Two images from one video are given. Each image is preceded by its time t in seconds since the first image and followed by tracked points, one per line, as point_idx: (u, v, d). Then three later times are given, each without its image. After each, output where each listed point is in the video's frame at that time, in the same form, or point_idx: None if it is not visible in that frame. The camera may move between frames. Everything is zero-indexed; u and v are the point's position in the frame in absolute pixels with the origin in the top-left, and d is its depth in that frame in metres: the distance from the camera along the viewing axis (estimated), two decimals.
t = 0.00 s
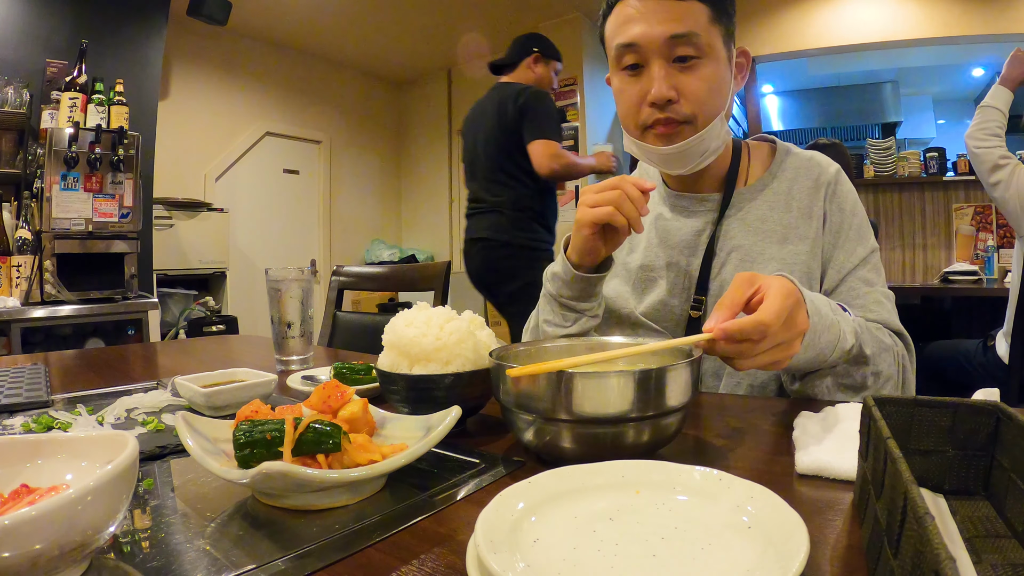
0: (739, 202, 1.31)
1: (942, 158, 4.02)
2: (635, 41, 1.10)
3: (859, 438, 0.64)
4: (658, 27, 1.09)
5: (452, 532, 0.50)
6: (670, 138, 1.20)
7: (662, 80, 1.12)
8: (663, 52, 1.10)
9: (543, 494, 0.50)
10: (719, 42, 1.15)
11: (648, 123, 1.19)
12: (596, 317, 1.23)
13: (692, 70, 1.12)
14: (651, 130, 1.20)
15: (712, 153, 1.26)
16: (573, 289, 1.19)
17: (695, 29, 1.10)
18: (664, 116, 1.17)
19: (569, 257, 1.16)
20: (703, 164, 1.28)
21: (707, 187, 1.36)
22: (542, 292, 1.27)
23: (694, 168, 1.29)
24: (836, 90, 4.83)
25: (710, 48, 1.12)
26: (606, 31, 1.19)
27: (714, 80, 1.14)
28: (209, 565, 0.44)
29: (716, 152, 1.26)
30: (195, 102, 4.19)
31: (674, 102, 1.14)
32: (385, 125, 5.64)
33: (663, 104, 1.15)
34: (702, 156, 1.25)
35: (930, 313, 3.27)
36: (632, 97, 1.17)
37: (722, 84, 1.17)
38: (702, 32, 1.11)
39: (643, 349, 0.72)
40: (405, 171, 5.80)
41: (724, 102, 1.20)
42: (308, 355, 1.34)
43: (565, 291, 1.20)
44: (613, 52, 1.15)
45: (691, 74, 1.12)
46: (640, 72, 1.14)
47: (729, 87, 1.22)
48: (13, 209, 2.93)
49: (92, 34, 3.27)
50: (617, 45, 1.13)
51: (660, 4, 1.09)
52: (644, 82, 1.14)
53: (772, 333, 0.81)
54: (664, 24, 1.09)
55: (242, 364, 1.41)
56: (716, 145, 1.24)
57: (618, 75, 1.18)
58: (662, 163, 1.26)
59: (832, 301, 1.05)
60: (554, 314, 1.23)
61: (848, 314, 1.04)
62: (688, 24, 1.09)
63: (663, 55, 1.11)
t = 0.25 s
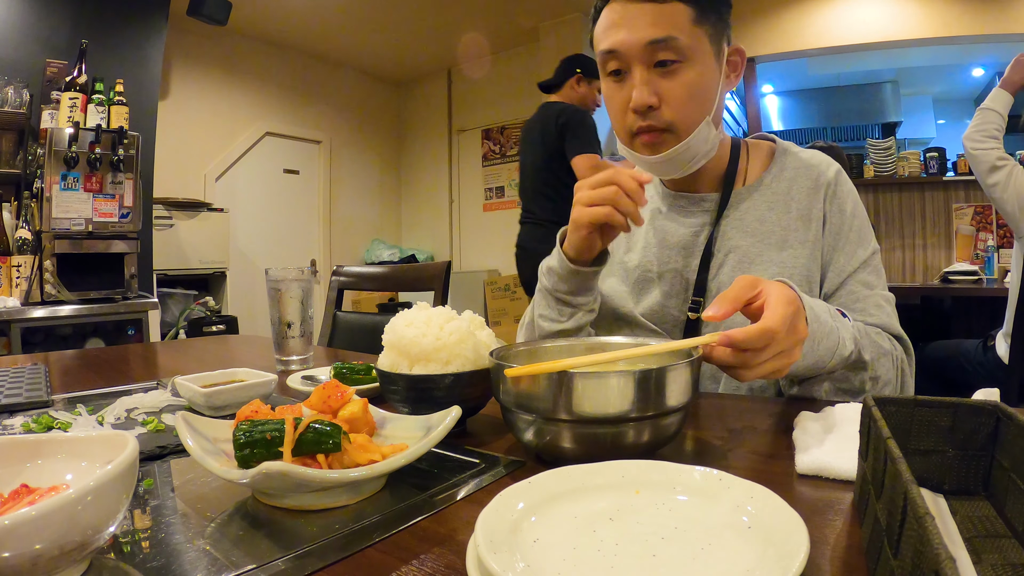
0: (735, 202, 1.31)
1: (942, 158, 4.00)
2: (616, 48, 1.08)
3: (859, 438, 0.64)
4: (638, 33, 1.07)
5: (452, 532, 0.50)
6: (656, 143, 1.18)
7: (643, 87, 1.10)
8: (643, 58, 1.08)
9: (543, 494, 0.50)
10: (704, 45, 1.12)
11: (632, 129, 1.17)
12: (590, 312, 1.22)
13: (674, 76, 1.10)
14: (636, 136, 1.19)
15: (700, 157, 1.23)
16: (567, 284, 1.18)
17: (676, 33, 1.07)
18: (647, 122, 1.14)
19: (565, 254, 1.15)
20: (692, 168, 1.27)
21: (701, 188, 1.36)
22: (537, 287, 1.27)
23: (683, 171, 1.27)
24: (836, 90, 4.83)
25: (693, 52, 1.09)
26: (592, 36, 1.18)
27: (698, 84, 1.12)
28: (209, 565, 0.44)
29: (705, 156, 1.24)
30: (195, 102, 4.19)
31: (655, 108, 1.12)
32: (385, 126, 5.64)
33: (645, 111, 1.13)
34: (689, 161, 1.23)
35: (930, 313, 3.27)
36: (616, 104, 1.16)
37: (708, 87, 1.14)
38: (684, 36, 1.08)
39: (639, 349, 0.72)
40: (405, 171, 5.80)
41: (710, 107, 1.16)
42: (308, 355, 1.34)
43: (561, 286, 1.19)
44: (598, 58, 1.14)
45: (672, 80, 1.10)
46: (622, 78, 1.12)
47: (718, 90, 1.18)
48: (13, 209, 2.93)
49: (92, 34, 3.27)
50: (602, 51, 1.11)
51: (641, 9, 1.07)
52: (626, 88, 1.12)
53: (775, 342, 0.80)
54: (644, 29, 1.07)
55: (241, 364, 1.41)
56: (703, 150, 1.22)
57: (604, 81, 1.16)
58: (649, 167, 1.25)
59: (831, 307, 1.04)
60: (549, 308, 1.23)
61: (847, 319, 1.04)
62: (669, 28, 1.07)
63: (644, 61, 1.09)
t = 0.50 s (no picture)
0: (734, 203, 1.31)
1: (942, 158, 4.00)
2: (593, 59, 1.08)
3: (859, 438, 0.64)
4: (613, 43, 1.06)
5: (452, 532, 0.50)
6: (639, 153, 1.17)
7: (620, 97, 1.09)
8: (619, 69, 1.07)
9: (543, 494, 0.50)
10: (684, 53, 1.10)
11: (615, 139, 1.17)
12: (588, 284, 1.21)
13: (652, 86, 1.08)
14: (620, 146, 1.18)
15: (688, 165, 1.22)
16: (568, 252, 1.17)
17: (652, 42, 1.06)
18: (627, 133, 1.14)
19: (565, 219, 1.15)
20: (680, 176, 1.25)
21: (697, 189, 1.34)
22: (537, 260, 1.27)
23: (673, 180, 1.26)
24: (836, 90, 4.84)
25: (671, 61, 1.08)
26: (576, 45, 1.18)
27: (678, 93, 1.10)
28: (209, 565, 0.44)
29: (693, 163, 1.22)
30: (195, 102, 4.19)
31: (634, 119, 1.11)
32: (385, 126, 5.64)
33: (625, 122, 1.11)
34: (675, 169, 1.21)
35: (930, 313, 3.27)
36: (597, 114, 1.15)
37: (689, 95, 1.12)
38: (661, 44, 1.07)
39: (639, 349, 0.72)
40: (405, 171, 5.80)
41: (693, 115, 1.15)
42: (308, 355, 1.34)
43: (560, 255, 1.18)
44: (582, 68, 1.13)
45: (650, 90, 1.09)
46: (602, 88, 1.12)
47: (703, 97, 1.16)
48: (13, 209, 2.93)
49: (92, 34, 3.27)
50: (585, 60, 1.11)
51: (617, 19, 1.07)
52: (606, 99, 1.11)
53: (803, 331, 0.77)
54: (620, 39, 1.06)
55: (241, 364, 1.41)
56: (689, 158, 1.20)
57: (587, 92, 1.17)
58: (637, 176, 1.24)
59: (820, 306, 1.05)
60: (548, 280, 1.22)
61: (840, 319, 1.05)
62: (645, 37, 1.06)
63: (621, 71, 1.08)
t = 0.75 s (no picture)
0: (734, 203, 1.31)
1: (942, 158, 4.01)
2: (592, 59, 1.08)
3: (858, 438, 0.64)
4: (613, 43, 1.06)
5: (452, 532, 0.50)
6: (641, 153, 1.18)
7: (621, 98, 1.09)
8: (620, 69, 1.08)
9: (543, 494, 0.50)
10: (686, 51, 1.10)
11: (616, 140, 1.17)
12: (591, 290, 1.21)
13: (652, 87, 1.09)
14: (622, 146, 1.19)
15: (690, 165, 1.22)
16: (565, 260, 1.19)
17: (654, 42, 1.06)
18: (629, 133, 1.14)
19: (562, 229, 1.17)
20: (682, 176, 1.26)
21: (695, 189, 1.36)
22: (535, 271, 1.27)
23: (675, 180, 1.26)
24: (836, 90, 4.84)
25: (672, 60, 1.08)
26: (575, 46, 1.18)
27: (679, 92, 1.10)
28: (209, 565, 0.44)
29: (696, 163, 1.23)
30: (195, 102, 4.19)
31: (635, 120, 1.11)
32: (385, 126, 5.64)
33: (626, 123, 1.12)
34: (678, 169, 1.21)
35: (930, 313, 3.27)
36: (597, 115, 1.16)
37: (691, 94, 1.12)
38: (662, 43, 1.07)
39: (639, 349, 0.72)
40: (405, 171, 5.79)
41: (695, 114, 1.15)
42: (308, 355, 1.34)
43: (559, 264, 1.20)
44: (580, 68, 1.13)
45: (651, 89, 1.09)
46: (602, 88, 1.12)
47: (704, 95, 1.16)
48: (13, 209, 2.93)
49: (92, 33, 3.27)
50: (583, 61, 1.11)
51: (616, 19, 1.07)
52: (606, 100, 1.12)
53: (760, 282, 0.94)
54: (620, 39, 1.06)
55: (241, 364, 1.41)
56: (692, 157, 1.21)
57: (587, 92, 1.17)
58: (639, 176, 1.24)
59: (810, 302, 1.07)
60: (547, 289, 1.22)
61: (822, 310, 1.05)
62: (645, 37, 1.06)
63: (621, 73, 1.08)
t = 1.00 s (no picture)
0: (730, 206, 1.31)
1: (942, 158, 4.01)
2: (599, 57, 1.07)
3: (859, 438, 0.64)
4: (621, 41, 1.05)
5: (451, 532, 0.50)
6: (649, 152, 1.18)
7: (630, 96, 1.08)
8: (629, 67, 1.07)
9: (543, 494, 0.50)
10: (693, 48, 1.10)
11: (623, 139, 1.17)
12: (596, 328, 1.22)
13: (662, 84, 1.08)
14: (629, 145, 1.19)
15: (698, 163, 1.23)
16: (566, 304, 1.20)
17: (663, 39, 1.05)
18: (637, 131, 1.14)
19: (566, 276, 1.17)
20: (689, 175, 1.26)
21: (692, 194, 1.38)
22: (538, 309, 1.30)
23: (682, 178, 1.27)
24: (836, 90, 4.84)
25: (681, 57, 1.07)
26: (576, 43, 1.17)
27: (689, 89, 1.10)
28: (208, 565, 0.44)
29: (703, 161, 1.23)
30: (195, 102, 4.18)
31: (646, 118, 1.11)
32: (385, 126, 5.64)
33: (636, 121, 1.11)
34: (687, 167, 1.22)
35: (930, 313, 3.27)
36: (604, 113, 1.15)
37: (699, 92, 1.12)
38: (671, 40, 1.06)
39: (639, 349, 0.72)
40: (405, 171, 5.79)
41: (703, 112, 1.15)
42: (308, 355, 1.34)
43: (560, 306, 1.21)
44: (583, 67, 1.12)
45: (661, 88, 1.08)
46: (609, 87, 1.11)
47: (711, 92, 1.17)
48: (13, 209, 2.93)
49: (92, 33, 3.27)
50: (586, 59, 1.10)
51: (624, 16, 1.05)
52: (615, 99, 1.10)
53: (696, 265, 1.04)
54: (628, 37, 1.05)
55: (241, 364, 1.41)
56: (700, 154, 1.21)
57: (591, 90, 1.16)
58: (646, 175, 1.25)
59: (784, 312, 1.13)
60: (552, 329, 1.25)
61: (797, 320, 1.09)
62: (654, 34, 1.04)
63: (630, 70, 1.07)
